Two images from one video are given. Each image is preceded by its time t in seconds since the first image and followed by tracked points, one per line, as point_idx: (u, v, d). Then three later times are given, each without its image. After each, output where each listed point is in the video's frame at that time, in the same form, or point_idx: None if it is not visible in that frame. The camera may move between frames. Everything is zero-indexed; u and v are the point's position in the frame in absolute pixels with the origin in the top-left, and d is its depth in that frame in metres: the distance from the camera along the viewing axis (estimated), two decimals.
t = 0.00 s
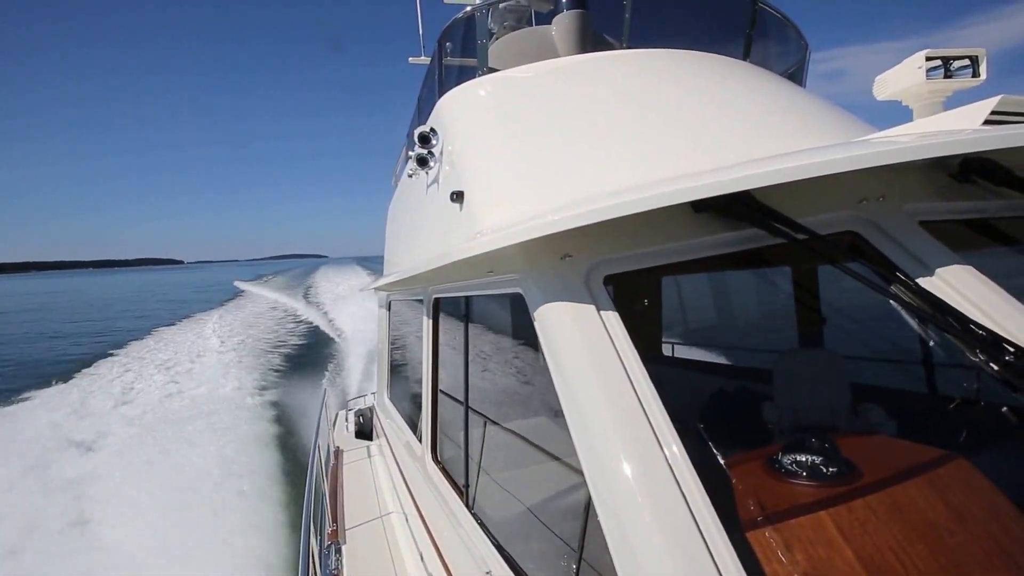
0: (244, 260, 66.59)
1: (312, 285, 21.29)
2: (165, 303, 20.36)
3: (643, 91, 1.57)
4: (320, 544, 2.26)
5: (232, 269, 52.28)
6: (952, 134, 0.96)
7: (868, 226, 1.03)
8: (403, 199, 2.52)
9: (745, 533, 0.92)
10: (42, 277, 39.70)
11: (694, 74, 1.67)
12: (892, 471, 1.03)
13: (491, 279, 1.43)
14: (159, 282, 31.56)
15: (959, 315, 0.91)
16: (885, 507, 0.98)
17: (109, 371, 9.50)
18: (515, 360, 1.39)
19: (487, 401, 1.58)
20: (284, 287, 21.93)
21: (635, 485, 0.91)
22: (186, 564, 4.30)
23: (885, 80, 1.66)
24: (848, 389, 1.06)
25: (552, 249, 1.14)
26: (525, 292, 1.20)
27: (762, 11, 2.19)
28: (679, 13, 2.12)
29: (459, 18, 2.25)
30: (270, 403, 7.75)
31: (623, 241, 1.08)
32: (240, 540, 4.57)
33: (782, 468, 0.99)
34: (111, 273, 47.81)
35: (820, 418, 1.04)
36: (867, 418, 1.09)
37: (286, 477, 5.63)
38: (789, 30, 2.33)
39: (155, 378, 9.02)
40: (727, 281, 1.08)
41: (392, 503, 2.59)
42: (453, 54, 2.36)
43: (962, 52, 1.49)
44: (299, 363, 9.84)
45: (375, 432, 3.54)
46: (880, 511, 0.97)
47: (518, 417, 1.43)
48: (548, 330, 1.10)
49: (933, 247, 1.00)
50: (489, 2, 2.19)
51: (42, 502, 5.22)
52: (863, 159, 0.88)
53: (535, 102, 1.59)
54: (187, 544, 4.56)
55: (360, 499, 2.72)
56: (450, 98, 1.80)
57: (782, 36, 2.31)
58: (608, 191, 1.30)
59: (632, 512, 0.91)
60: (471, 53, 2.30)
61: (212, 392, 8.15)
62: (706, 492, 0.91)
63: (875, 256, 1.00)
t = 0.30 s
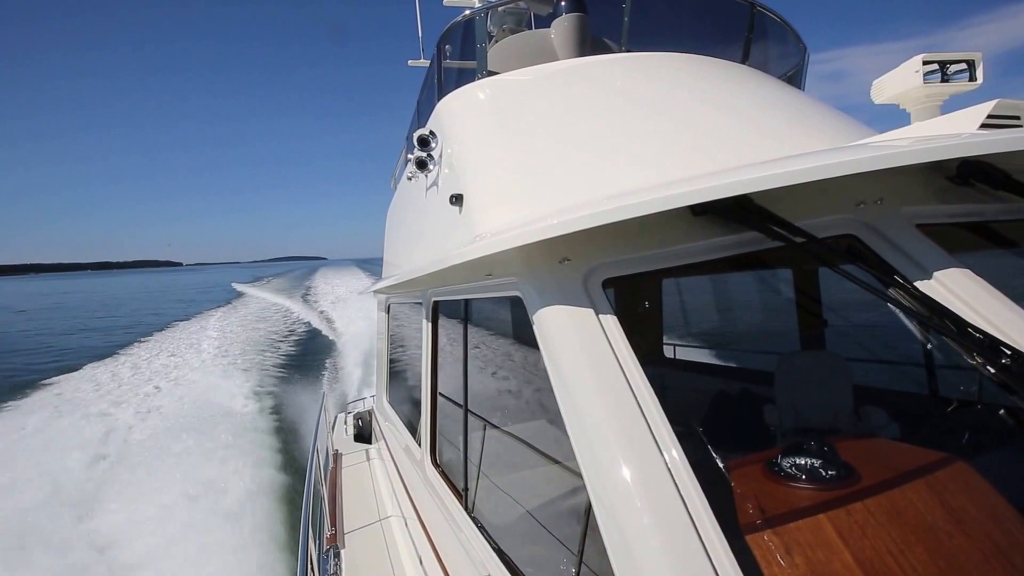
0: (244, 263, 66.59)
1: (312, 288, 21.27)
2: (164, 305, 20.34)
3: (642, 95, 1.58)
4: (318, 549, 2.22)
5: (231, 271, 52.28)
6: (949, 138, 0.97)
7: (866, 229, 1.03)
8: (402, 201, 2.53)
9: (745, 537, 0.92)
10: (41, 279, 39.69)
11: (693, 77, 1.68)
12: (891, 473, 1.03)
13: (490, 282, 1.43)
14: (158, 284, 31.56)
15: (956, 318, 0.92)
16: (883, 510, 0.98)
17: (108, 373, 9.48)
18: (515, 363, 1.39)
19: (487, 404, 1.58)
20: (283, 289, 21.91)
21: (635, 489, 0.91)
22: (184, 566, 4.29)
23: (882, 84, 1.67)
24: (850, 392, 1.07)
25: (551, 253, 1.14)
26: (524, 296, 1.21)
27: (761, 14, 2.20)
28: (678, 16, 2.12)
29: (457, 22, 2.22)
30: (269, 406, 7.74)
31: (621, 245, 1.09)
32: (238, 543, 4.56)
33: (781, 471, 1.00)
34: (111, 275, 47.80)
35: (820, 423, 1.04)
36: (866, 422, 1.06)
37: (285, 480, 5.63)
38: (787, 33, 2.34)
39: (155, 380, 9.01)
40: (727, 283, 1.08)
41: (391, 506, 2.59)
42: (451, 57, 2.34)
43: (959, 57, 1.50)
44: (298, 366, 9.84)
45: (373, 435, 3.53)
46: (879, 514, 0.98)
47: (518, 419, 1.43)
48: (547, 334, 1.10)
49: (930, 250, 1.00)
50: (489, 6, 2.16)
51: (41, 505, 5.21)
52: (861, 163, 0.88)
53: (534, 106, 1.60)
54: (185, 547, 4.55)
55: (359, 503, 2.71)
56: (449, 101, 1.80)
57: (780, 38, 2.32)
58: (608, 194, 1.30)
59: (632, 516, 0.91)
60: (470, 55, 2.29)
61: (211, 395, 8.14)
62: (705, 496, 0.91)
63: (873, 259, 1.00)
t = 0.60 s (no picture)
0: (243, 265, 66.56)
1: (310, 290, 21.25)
2: (163, 308, 20.33)
3: (641, 99, 1.58)
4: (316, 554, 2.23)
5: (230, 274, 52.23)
6: (946, 142, 0.97)
7: (864, 233, 1.04)
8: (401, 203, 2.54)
9: (744, 541, 0.92)
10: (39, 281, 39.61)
11: (692, 81, 1.68)
12: (890, 477, 1.03)
13: (489, 285, 1.43)
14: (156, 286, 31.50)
15: (952, 320, 0.93)
16: (882, 514, 0.98)
17: (106, 376, 9.47)
18: (515, 366, 1.39)
19: (486, 408, 1.58)
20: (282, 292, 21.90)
21: (634, 493, 0.91)
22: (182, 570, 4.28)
23: (879, 88, 1.68)
24: (851, 396, 1.08)
25: (550, 256, 1.14)
26: (523, 299, 1.21)
27: (759, 18, 2.21)
28: (677, 20, 2.13)
29: (456, 26, 2.21)
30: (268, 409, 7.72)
31: (620, 248, 1.09)
32: (236, 547, 4.55)
33: (780, 475, 1.00)
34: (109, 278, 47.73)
35: (817, 427, 1.05)
36: (866, 425, 1.08)
37: (283, 484, 5.61)
38: (785, 37, 2.35)
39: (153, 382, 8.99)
40: (727, 286, 1.08)
41: (390, 510, 2.59)
42: (451, 60, 2.34)
43: (956, 61, 1.50)
44: (297, 369, 9.83)
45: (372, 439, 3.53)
46: (878, 517, 0.97)
47: (518, 423, 1.42)
48: (547, 338, 1.10)
49: (927, 254, 1.00)
50: (488, 10, 2.15)
51: (39, 507, 5.21)
52: (859, 167, 0.88)
53: (534, 109, 1.60)
54: (182, 551, 4.53)
55: (357, 507, 2.71)
56: (448, 104, 1.81)
57: (777, 41, 2.33)
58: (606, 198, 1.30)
59: (631, 521, 0.90)
60: (468, 58, 2.26)
61: (210, 397, 8.13)
62: (705, 500, 0.91)
63: (871, 262, 1.01)
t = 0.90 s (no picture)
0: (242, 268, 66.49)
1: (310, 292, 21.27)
2: (161, 310, 20.31)
3: (640, 102, 1.59)
4: (314, 558, 2.21)
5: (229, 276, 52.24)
6: (944, 146, 0.98)
7: (861, 236, 1.04)
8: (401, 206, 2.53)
9: (743, 545, 0.92)
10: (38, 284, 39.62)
11: (690, 84, 1.69)
12: (888, 480, 1.03)
13: (488, 289, 1.44)
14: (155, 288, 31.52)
15: (951, 323, 0.93)
16: (881, 517, 0.98)
17: (104, 378, 9.44)
18: (513, 369, 1.39)
19: (485, 411, 1.58)
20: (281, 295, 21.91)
21: (633, 497, 0.91)
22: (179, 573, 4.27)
23: (877, 92, 1.68)
24: (850, 400, 1.07)
25: (550, 259, 1.15)
26: (522, 302, 1.21)
27: (758, 22, 2.22)
28: (675, 24, 2.14)
29: (456, 29, 2.21)
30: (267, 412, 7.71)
31: (620, 251, 1.09)
32: (234, 550, 4.54)
33: (779, 478, 1.00)
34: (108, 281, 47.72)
35: (817, 430, 1.05)
36: (866, 429, 1.06)
37: (282, 487, 5.60)
38: (784, 40, 2.36)
39: (152, 385, 8.98)
40: (726, 289, 1.08)
41: (389, 514, 2.58)
42: (450, 63, 2.34)
43: (952, 65, 1.51)
44: (296, 372, 9.82)
45: (371, 442, 3.54)
46: (877, 521, 0.97)
47: (516, 426, 1.43)
48: (546, 341, 1.10)
49: (924, 258, 1.01)
50: (487, 13, 2.15)
51: (37, 511, 5.19)
52: (857, 171, 0.88)
53: (533, 112, 1.60)
54: (180, 554, 4.52)
55: (356, 511, 2.70)
56: (447, 107, 1.81)
57: (776, 45, 2.33)
58: (605, 202, 1.31)
59: (630, 524, 0.90)
60: (467, 61, 2.26)
61: (208, 400, 8.12)
62: (704, 504, 0.91)
63: (869, 265, 1.01)
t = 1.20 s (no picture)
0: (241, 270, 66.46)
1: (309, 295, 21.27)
2: (160, 313, 20.29)
3: (639, 106, 1.59)
4: (313, 563, 2.19)
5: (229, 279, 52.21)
6: (941, 150, 0.98)
7: (859, 239, 1.04)
8: (400, 209, 2.53)
9: (743, 549, 0.92)
10: (36, 286, 39.55)
11: (689, 88, 1.69)
12: (886, 483, 1.04)
13: (488, 292, 1.44)
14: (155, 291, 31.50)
15: (949, 328, 0.93)
16: (879, 521, 0.98)
17: (102, 382, 9.43)
18: (513, 373, 1.40)
19: (484, 415, 1.59)
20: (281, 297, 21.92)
21: (632, 500, 0.91)
22: None
23: (874, 97, 1.67)
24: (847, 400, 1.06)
25: (549, 263, 1.15)
26: (521, 305, 1.21)
27: (756, 26, 2.22)
28: (674, 27, 2.15)
29: (455, 33, 2.22)
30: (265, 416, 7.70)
31: (619, 255, 1.09)
32: (232, 555, 4.53)
33: (779, 481, 1.00)
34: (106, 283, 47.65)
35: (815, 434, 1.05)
36: (866, 432, 1.07)
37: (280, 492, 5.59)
38: (782, 44, 2.37)
39: (150, 388, 8.97)
40: (725, 292, 1.09)
41: (388, 519, 2.58)
42: (450, 66, 2.35)
43: (949, 70, 1.52)
44: (295, 375, 9.81)
45: (370, 446, 3.54)
46: (876, 524, 0.98)
47: (515, 430, 1.43)
48: (545, 344, 1.10)
49: (922, 261, 1.01)
50: (487, 17, 2.17)
51: (35, 517, 5.17)
52: (854, 175, 0.89)
53: (532, 116, 1.61)
54: (178, 559, 4.51)
55: (355, 515, 2.70)
56: (446, 110, 1.81)
57: (774, 48, 2.34)
58: (605, 206, 1.31)
59: (629, 528, 0.91)
60: (468, 63, 2.28)
61: (207, 404, 8.11)
62: (702, 508, 0.91)
63: (867, 268, 1.02)
